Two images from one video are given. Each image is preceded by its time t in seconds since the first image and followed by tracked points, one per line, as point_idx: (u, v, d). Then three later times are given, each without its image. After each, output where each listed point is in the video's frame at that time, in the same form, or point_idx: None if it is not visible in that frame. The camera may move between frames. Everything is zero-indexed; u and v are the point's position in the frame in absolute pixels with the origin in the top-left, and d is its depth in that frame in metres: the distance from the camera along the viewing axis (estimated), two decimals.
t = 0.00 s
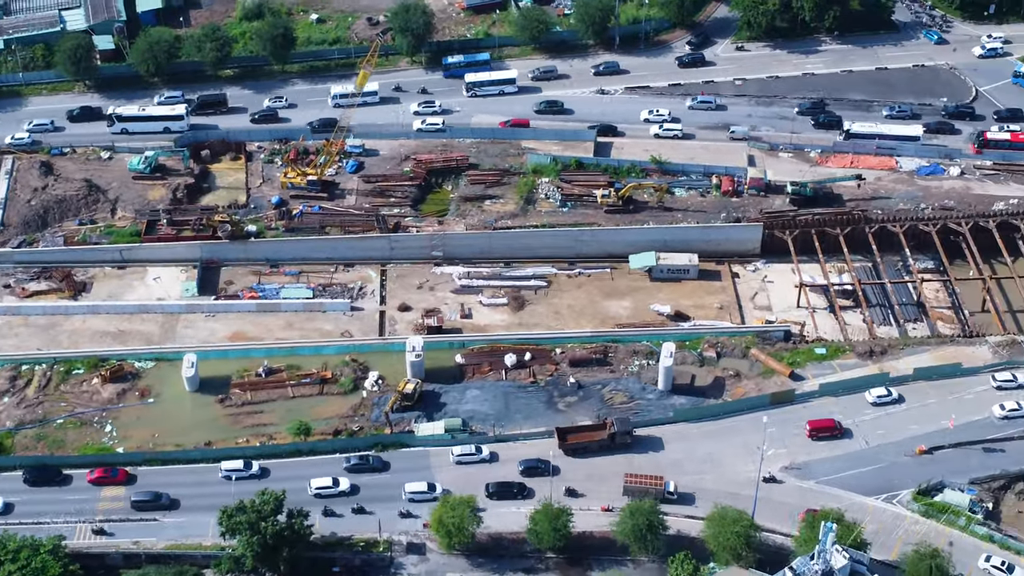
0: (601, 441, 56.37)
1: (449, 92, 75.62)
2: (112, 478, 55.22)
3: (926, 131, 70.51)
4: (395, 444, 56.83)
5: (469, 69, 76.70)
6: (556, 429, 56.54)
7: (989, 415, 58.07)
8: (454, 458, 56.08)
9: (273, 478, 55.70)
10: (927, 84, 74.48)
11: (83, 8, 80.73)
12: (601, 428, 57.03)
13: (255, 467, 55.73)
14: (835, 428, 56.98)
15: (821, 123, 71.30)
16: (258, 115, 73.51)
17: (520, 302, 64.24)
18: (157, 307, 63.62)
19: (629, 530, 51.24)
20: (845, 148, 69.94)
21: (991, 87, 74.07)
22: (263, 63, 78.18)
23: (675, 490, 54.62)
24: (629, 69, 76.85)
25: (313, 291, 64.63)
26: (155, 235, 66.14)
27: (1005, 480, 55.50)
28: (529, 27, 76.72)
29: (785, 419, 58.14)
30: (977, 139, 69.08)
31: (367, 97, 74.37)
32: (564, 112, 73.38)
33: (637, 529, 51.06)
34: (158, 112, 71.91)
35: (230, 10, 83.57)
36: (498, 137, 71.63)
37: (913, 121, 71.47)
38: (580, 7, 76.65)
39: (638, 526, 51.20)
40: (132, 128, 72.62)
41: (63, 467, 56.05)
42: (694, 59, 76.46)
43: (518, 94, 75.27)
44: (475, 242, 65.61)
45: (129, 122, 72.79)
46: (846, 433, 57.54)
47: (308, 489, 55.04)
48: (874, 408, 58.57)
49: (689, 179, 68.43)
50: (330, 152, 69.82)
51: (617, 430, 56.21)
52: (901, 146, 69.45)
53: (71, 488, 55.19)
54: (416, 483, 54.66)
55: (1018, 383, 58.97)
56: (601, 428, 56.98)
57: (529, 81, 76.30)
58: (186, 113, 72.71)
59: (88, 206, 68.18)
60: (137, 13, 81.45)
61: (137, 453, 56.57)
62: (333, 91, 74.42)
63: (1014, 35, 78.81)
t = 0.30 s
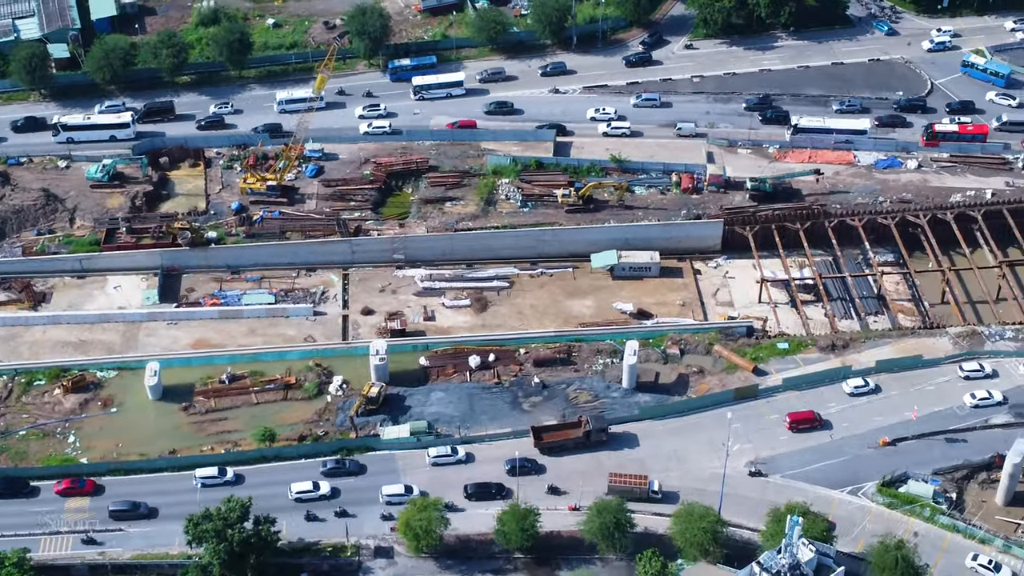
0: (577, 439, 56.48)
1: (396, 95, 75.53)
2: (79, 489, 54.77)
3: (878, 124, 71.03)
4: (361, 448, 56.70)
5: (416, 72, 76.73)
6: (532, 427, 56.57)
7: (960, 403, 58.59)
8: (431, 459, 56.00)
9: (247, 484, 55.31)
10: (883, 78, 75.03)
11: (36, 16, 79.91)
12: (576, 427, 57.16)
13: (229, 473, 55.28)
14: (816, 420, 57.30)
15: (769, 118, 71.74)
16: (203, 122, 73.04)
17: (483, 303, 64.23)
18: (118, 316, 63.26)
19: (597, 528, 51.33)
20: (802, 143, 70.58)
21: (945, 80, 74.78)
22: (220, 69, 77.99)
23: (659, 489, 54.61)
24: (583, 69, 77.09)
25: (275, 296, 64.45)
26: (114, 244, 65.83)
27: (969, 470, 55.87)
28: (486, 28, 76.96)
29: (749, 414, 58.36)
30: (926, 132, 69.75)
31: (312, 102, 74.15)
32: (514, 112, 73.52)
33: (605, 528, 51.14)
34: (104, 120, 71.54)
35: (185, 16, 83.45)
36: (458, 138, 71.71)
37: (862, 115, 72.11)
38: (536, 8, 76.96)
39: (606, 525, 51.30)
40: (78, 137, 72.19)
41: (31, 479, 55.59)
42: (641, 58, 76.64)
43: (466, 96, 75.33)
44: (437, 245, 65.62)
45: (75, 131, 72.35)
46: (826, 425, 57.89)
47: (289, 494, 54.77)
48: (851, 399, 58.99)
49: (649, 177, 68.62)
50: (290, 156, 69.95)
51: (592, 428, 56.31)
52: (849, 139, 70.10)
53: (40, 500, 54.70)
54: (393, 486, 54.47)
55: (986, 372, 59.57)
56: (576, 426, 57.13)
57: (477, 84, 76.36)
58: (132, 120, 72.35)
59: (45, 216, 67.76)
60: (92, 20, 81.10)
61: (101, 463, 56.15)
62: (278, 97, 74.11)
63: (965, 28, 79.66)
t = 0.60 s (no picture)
0: (554, 437, 56.56)
1: (344, 100, 75.50)
2: (49, 500, 54.31)
3: (832, 120, 71.57)
4: (328, 453, 56.55)
5: (365, 76, 76.31)
6: (509, 426, 56.53)
7: (935, 391, 59.07)
8: (408, 461, 55.82)
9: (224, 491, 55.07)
10: (841, 74, 75.56)
11: None
12: (553, 425, 57.21)
13: (206, 480, 55.03)
14: (796, 412, 57.56)
15: (718, 115, 72.16)
16: (151, 130, 72.89)
17: (447, 305, 64.25)
18: (81, 325, 62.89)
19: (566, 527, 51.29)
20: (763, 139, 70.79)
21: (902, 74, 75.55)
22: (179, 75, 77.79)
23: (645, 489, 54.63)
24: (544, 69, 77.27)
25: (239, 302, 64.25)
26: (75, 253, 65.49)
27: (933, 461, 56.17)
28: (444, 30, 77.08)
29: (715, 411, 58.52)
30: (877, 125, 70.36)
31: (260, 108, 73.59)
32: (466, 114, 73.52)
33: (574, 527, 51.12)
34: (51, 129, 71.21)
35: (142, 23, 83.11)
36: (418, 141, 71.76)
37: (813, 111, 72.50)
38: (495, 9, 77.17)
39: (575, 524, 51.28)
40: (26, 147, 71.76)
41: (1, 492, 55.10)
42: (591, 58, 76.91)
43: (415, 100, 75.28)
44: (400, 247, 65.60)
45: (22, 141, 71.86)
46: (806, 417, 58.15)
47: (271, 498, 54.56)
48: (830, 389, 59.34)
49: (610, 176, 68.79)
50: (251, 162, 69.79)
51: (569, 426, 56.40)
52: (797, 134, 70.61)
53: (8, 512, 54.23)
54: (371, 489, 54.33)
55: (955, 363, 60.01)
56: (552, 424, 57.10)
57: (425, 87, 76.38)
58: (80, 129, 72.11)
59: (5, 226, 67.30)
60: (48, 29, 80.54)
61: (66, 474, 55.75)
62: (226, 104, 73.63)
63: (921, 23, 80.39)
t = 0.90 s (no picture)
0: (531, 436, 56.52)
1: (292, 106, 75.32)
2: (18, 512, 53.81)
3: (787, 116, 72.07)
4: (294, 459, 56.18)
5: (314, 81, 76.42)
6: (485, 426, 56.52)
7: (908, 381, 59.48)
8: (386, 462, 55.65)
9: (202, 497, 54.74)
10: (800, 69, 76.01)
11: None
12: (529, 424, 57.18)
13: (182, 487, 54.69)
14: (777, 405, 57.86)
15: (670, 113, 72.66)
16: (99, 139, 72.53)
17: (412, 308, 64.22)
18: (43, 336, 62.46)
19: (535, 528, 51.25)
20: (723, 136, 71.34)
21: (861, 69, 76.21)
22: (138, 82, 77.51)
23: (632, 489, 54.65)
24: (504, 70, 77.49)
25: (203, 309, 64.02)
26: (36, 263, 65.09)
27: (899, 453, 56.53)
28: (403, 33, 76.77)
29: (681, 408, 58.63)
30: (829, 120, 70.83)
31: (208, 116, 73.53)
32: (417, 117, 73.72)
33: (543, 527, 51.06)
34: None
35: (99, 30, 82.70)
36: (379, 144, 71.83)
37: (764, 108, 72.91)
38: (454, 10, 77.35)
39: (544, 524, 51.23)
40: None
41: None
42: (541, 60, 77.13)
43: (365, 104, 75.24)
44: (363, 251, 65.55)
45: None
46: (787, 409, 58.46)
47: (252, 502, 54.32)
48: (808, 380, 59.70)
49: (573, 175, 68.97)
50: (212, 168, 69.72)
51: (545, 424, 56.43)
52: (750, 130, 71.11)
53: None
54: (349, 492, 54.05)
55: (924, 355, 60.41)
56: (529, 423, 57.01)
57: (375, 91, 76.30)
58: (27, 138, 71.72)
59: None
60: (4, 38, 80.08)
61: (31, 485, 55.28)
62: (173, 112, 73.53)
63: (878, 18, 81.04)
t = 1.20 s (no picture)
0: (508, 435, 56.57)
1: (240, 113, 75.15)
2: None
3: (743, 113, 72.60)
4: (262, 464, 56.01)
5: (263, 88, 76.27)
6: (462, 426, 56.47)
7: (880, 372, 59.91)
8: (365, 464, 55.50)
9: (180, 503, 54.50)
10: (759, 66, 76.74)
11: None
12: (507, 423, 57.21)
13: (160, 494, 54.44)
14: (759, 397, 58.23)
15: (621, 112, 73.08)
16: (48, 148, 71.96)
17: (377, 311, 64.17)
18: (6, 346, 61.98)
19: (505, 528, 51.18)
20: (685, 134, 71.57)
21: (820, 65, 76.94)
22: (97, 90, 77.19)
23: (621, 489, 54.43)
24: (465, 71, 77.78)
25: (167, 317, 63.74)
26: None
27: (865, 446, 56.78)
28: (363, 36, 76.82)
29: (648, 406, 58.75)
30: (781, 116, 71.35)
31: (156, 124, 73.45)
32: (369, 120, 73.84)
33: (513, 527, 51.01)
34: None
35: (57, 38, 82.30)
36: (341, 148, 71.69)
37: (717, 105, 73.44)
38: (414, 13, 77.63)
39: (513, 524, 51.18)
40: None
41: None
42: (491, 62, 77.38)
43: (313, 110, 75.17)
44: (327, 255, 65.51)
45: None
46: (768, 401, 58.76)
47: (234, 507, 54.14)
48: (786, 372, 60.08)
49: (535, 175, 69.27)
50: (174, 174, 69.15)
51: (523, 423, 56.51)
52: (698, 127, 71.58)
53: None
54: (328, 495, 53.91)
55: (894, 347, 60.79)
56: (505, 422, 57.08)
57: (325, 96, 76.30)
58: None
59: None
60: None
61: None
62: (121, 121, 73.42)
63: (835, 14, 82.18)
